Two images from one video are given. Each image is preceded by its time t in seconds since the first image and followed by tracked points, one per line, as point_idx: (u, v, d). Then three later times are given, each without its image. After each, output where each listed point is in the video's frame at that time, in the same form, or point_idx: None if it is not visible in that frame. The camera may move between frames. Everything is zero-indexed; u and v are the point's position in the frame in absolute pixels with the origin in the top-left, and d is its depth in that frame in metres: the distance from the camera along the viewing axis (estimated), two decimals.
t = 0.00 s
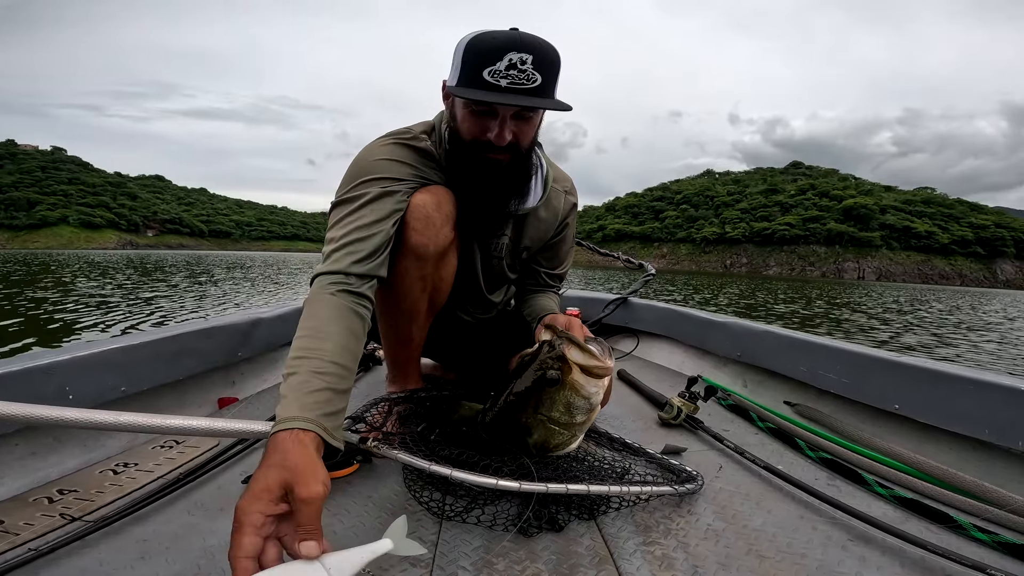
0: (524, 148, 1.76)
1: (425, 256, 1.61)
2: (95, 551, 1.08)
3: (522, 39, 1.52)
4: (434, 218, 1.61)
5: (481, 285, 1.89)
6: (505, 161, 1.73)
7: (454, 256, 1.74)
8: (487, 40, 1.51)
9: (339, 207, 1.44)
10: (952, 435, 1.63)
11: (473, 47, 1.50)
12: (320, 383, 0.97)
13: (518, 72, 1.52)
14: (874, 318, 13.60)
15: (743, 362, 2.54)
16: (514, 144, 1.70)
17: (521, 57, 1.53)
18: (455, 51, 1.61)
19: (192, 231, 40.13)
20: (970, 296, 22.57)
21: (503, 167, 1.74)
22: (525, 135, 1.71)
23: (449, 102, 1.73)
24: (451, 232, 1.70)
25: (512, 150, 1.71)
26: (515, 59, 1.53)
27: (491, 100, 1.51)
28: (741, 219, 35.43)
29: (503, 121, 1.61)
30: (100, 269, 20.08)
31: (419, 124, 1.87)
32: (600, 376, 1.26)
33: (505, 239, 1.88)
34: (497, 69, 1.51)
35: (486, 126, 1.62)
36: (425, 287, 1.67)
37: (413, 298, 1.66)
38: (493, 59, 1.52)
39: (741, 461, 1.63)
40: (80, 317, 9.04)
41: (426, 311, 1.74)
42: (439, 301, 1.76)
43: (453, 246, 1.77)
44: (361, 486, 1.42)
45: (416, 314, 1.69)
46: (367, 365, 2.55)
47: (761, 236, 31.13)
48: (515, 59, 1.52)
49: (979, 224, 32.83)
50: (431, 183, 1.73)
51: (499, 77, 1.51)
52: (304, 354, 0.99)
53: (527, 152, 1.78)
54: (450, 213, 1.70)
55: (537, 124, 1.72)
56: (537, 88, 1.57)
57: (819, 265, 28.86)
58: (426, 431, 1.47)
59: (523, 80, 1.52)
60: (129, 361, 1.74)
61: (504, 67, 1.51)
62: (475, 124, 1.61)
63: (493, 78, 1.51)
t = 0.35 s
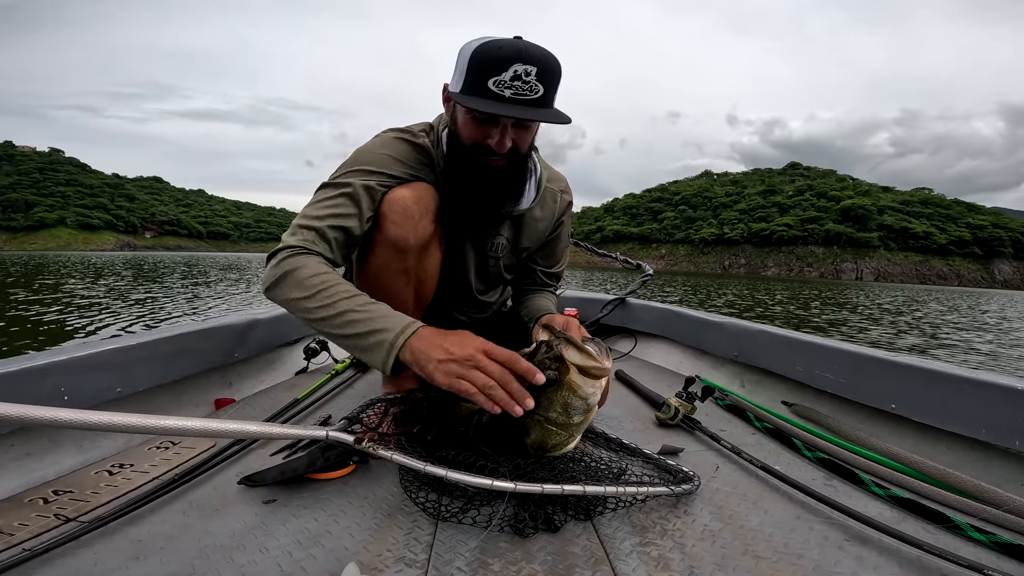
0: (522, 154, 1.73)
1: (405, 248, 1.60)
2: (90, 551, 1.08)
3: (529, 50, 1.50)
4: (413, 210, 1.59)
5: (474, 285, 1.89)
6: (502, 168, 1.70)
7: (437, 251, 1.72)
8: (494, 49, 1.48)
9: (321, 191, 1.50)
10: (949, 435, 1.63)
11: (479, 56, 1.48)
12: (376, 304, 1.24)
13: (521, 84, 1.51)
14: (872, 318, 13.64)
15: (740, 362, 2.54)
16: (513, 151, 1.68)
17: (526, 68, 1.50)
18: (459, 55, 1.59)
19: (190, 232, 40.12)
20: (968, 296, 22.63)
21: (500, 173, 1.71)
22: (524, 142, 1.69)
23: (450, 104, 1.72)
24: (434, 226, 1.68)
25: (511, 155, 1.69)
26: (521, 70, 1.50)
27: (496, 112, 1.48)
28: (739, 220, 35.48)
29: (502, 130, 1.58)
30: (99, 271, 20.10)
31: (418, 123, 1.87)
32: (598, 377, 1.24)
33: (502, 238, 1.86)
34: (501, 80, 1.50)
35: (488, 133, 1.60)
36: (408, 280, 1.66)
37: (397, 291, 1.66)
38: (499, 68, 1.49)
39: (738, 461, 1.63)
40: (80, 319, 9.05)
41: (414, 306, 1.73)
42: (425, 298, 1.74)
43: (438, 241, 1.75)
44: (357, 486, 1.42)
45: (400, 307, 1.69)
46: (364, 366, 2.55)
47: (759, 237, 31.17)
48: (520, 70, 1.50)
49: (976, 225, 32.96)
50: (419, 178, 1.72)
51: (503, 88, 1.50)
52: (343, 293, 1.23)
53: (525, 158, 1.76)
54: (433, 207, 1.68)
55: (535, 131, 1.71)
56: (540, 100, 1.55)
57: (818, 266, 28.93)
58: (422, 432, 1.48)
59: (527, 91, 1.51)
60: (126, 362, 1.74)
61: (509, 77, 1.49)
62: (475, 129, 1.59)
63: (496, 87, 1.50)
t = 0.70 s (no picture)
0: (517, 165, 1.72)
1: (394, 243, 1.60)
2: (88, 554, 1.08)
3: (542, 73, 1.52)
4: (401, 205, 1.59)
5: (471, 284, 1.91)
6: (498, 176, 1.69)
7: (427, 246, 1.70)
8: (508, 65, 1.48)
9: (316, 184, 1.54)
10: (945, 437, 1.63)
11: (492, 69, 1.48)
12: (369, 303, 1.41)
13: (532, 103, 1.52)
14: (870, 318, 13.68)
15: (737, 364, 2.55)
16: (511, 163, 1.67)
17: (538, 90, 1.52)
18: (468, 65, 1.57)
19: (188, 234, 40.09)
20: (965, 296, 22.69)
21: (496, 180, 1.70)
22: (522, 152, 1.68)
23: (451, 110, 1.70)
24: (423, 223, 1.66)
25: (508, 166, 1.68)
26: (532, 91, 1.52)
27: (504, 125, 1.48)
28: (738, 221, 35.54)
29: (506, 141, 1.56)
30: (98, 273, 20.13)
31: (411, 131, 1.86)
32: (596, 401, 1.22)
33: (496, 236, 1.90)
34: (515, 96, 1.49)
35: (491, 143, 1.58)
36: (397, 274, 1.64)
37: (385, 285, 1.64)
38: (511, 85, 1.49)
39: (734, 463, 1.64)
40: (79, 321, 9.05)
41: (405, 299, 1.71)
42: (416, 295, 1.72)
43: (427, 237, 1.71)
44: (355, 489, 1.42)
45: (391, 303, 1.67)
46: (362, 369, 2.56)
47: (758, 237, 31.23)
48: (532, 90, 1.51)
49: (973, 225, 33.05)
50: (410, 181, 1.70)
51: (516, 104, 1.49)
52: (342, 289, 1.38)
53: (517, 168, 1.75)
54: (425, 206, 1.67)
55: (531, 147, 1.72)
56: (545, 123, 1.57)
57: (816, 267, 28.98)
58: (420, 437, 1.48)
59: (534, 111, 1.52)
60: (124, 367, 1.74)
61: (522, 95, 1.49)
62: (477, 137, 1.57)
63: (510, 103, 1.49)
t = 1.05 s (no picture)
0: (510, 163, 1.77)
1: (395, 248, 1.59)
2: (83, 559, 1.08)
3: (538, 77, 1.57)
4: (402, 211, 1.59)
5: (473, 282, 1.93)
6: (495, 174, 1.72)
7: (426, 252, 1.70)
8: (510, 67, 1.51)
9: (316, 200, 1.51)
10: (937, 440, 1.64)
11: (495, 70, 1.50)
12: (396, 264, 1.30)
13: (532, 104, 1.55)
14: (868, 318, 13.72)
15: (732, 367, 2.56)
16: (507, 161, 1.71)
17: (536, 90, 1.56)
18: (469, 65, 1.59)
19: (186, 236, 40.06)
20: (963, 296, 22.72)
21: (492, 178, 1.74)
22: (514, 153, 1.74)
23: (447, 110, 1.72)
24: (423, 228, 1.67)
25: (503, 163, 1.71)
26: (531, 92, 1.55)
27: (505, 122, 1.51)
28: (736, 222, 35.60)
29: (504, 139, 1.60)
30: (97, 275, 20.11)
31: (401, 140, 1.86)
32: (579, 412, 1.21)
33: (493, 232, 1.94)
34: (515, 96, 1.52)
35: (491, 142, 1.61)
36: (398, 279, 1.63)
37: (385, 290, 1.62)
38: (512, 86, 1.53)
39: (728, 467, 1.65)
40: (77, 324, 9.05)
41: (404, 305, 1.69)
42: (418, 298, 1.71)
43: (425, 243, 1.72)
44: (350, 494, 1.43)
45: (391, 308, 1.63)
46: (359, 373, 2.57)
47: (756, 238, 31.27)
48: (531, 91, 1.55)
49: (971, 225, 33.14)
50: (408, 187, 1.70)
51: (518, 104, 1.52)
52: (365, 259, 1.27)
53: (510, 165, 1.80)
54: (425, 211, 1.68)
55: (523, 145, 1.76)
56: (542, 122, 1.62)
57: (814, 267, 29.01)
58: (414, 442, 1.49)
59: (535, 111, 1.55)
60: (119, 373, 1.75)
61: (523, 95, 1.53)
62: (479, 136, 1.61)
63: (512, 103, 1.52)
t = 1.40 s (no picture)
0: (512, 159, 1.75)
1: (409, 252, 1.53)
2: (82, 560, 1.08)
3: (541, 73, 1.57)
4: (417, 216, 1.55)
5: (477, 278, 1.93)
6: (497, 169, 1.70)
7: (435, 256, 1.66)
8: (513, 62, 1.50)
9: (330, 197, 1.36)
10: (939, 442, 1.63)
11: (497, 64, 1.49)
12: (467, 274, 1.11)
13: (536, 97, 1.54)
14: (867, 318, 13.75)
15: (732, 368, 2.56)
16: (509, 157, 1.69)
17: (540, 85, 1.55)
18: (471, 60, 1.58)
19: (184, 237, 40.04)
20: (962, 296, 22.76)
21: (493, 174, 1.71)
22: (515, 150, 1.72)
23: (448, 106, 1.71)
24: (435, 233, 1.64)
25: (504, 159, 1.69)
26: (536, 86, 1.54)
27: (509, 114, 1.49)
28: (735, 222, 35.66)
29: (507, 132, 1.59)
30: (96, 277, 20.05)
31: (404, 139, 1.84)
32: (562, 404, 1.23)
33: (494, 229, 1.95)
34: (521, 88, 1.51)
35: (494, 135, 1.59)
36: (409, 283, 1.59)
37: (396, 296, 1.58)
38: (515, 80, 1.51)
39: (728, 468, 1.64)
40: (76, 326, 9.05)
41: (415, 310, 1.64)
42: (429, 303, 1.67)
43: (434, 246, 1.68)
44: (349, 496, 1.42)
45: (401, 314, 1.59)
46: (358, 374, 2.57)
47: (755, 238, 31.32)
48: (536, 86, 1.54)
49: (969, 225, 33.19)
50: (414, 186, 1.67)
51: (521, 95, 1.50)
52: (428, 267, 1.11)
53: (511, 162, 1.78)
54: (436, 215, 1.65)
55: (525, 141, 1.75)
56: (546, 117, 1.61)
57: (813, 268, 29.07)
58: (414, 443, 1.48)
59: (540, 104, 1.54)
60: (118, 375, 1.74)
61: (526, 88, 1.51)
62: (480, 127, 1.58)
63: (517, 94, 1.50)
